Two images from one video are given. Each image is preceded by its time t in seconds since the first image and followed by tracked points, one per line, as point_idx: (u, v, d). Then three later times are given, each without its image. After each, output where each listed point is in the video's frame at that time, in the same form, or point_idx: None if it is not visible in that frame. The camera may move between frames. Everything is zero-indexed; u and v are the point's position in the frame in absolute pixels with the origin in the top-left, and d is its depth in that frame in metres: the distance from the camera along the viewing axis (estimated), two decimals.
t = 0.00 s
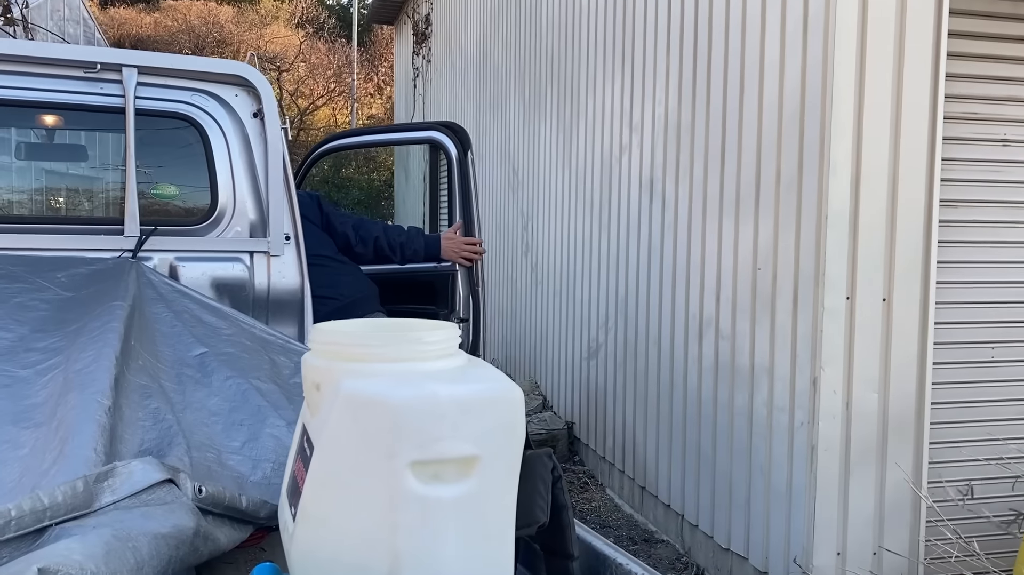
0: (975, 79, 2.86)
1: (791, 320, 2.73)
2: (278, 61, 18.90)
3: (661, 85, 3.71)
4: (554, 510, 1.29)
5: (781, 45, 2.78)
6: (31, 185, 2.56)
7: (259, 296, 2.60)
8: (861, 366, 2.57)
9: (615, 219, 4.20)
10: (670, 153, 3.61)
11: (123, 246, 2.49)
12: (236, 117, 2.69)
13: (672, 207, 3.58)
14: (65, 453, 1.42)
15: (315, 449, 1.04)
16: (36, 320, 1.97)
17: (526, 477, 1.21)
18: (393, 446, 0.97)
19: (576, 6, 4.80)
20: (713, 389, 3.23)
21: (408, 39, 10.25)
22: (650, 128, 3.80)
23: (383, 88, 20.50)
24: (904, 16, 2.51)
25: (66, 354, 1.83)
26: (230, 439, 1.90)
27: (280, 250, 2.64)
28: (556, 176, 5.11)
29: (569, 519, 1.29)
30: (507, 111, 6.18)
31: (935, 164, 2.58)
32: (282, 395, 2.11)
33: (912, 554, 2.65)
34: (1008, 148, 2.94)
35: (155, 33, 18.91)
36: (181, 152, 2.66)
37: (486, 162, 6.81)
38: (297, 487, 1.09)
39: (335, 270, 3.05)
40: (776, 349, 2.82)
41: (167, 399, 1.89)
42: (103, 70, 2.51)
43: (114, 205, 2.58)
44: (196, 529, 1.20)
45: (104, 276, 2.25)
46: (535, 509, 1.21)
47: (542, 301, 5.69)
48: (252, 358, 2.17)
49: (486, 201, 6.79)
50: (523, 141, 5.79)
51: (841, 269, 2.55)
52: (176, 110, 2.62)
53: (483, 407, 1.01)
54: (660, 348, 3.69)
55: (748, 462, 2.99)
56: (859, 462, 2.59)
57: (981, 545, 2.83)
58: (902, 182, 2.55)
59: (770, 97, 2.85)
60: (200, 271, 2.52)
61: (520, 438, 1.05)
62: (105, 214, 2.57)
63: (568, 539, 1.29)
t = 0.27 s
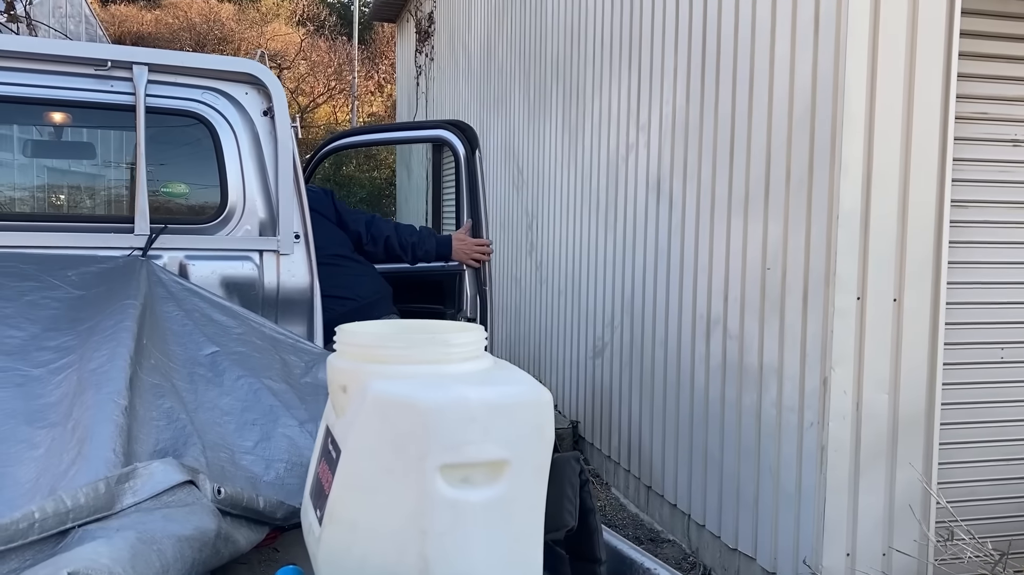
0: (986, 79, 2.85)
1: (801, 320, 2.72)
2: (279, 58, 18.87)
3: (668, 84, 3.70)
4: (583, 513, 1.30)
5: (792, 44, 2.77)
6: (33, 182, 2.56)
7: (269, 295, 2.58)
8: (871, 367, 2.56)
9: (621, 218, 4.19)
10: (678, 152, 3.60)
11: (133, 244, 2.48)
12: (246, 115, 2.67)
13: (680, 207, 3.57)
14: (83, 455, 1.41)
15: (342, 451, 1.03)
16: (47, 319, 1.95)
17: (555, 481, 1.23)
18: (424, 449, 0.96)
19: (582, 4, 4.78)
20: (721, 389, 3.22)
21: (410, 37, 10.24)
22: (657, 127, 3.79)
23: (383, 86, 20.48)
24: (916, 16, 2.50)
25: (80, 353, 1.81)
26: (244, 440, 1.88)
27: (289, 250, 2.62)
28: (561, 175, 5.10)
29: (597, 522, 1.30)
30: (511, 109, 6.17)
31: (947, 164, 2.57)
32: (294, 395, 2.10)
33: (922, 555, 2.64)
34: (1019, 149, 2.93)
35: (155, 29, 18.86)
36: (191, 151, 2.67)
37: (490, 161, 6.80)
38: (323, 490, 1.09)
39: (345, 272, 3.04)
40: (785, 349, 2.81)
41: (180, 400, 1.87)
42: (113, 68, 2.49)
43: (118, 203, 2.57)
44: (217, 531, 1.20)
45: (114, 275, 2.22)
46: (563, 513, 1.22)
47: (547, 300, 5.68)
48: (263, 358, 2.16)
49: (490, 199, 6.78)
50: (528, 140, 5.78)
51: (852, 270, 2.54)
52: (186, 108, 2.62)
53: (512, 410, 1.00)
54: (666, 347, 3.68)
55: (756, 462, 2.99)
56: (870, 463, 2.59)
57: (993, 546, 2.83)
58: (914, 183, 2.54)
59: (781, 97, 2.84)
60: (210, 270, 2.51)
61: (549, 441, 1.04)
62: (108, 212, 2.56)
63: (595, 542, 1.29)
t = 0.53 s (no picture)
0: (987, 79, 2.86)
1: (803, 319, 2.73)
2: (277, 57, 18.83)
3: (669, 83, 3.70)
4: (593, 512, 1.31)
5: (794, 44, 2.78)
6: (32, 180, 2.53)
7: (271, 294, 2.57)
8: (873, 366, 2.57)
9: (621, 217, 4.20)
10: (679, 151, 3.61)
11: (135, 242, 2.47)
12: (249, 113, 2.67)
13: (681, 206, 3.58)
14: (92, 452, 1.41)
15: (354, 449, 1.03)
16: (50, 317, 1.92)
17: (568, 480, 1.25)
18: (437, 448, 0.96)
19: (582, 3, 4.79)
20: (722, 388, 3.23)
21: (409, 36, 10.23)
22: (657, 126, 3.80)
23: (381, 85, 20.46)
24: (918, 15, 2.51)
25: (84, 351, 1.81)
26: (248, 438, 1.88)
27: (292, 248, 2.61)
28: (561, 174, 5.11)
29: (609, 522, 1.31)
30: (511, 109, 6.17)
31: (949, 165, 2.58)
32: (298, 394, 2.10)
33: (923, 554, 2.65)
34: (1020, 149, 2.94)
35: (153, 28, 18.81)
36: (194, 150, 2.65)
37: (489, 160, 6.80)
38: (333, 488, 1.10)
39: (373, 277, 3.03)
40: (787, 349, 2.82)
41: (185, 398, 1.86)
42: (116, 67, 2.49)
43: (116, 202, 2.56)
44: (226, 529, 1.20)
45: (116, 274, 2.21)
46: (576, 512, 1.24)
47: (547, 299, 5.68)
48: (267, 356, 2.15)
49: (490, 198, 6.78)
50: (528, 139, 5.78)
51: (855, 269, 2.54)
52: (188, 106, 2.62)
53: (524, 409, 1.00)
54: (667, 346, 3.69)
55: (757, 461, 2.99)
56: (871, 462, 2.59)
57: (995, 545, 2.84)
58: (915, 183, 2.55)
59: (783, 96, 2.85)
60: (212, 268, 2.49)
61: (560, 440, 1.04)
62: (104, 211, 2.54)
63: (606, 542, 1.30)
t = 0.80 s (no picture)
0: (986, 79, 2.87)
1: (803, 318, 2.74)
2: (273, 55, 18.79)
3: (668, 82, 3.70)
4: (603, 513, 1.31)
5: (794, 43, 2.78)
6: (25, 179, 2.50)
7: (271, 293, 2.56)
8: (873, 365, 2.58)
9: (620, 216, 4.20)
10: (678, 151, 3.61)
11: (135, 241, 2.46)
12: (249, 112, 2.67)
13: (680, 205, 3.58)
14: (97, 452, 1.41)
15: (363, 449, 1.04)
16: (51, 316, 1.91)
17: (576, 480, 1.25)
18: (448, 447, 0.96)
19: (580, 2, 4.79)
20: (723, 387, 3.23)
21: (406, 34, 10.22)
22: (656, 125, 3.80)
23: (377, 84, 20.45)
24: (918, 15, 2.51)
25: (85, 350, 1.79)
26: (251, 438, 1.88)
27: (292, 247, 2.60)
28: (559, 173, 5.11)
29: (617, 522, 1.30)
30: (509, 108, 6.17)
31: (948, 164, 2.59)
32: (300, 393, 2.09)
33: (923, 553, 2.66)
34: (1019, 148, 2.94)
35: (149, 26, 18.74)
36: (195, 148, 2.65)
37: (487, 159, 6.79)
38: (341, 487, 1.11)
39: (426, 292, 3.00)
40: (787, 347, 2.83)
41: (186, 398, 1.85)
42: (116, 65, 2.48)
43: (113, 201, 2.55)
44: (233, 529, 1.20)
45: (115, 274, 2.17)
46: (585, 512, 1.25)
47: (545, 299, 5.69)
48: (268, 356, 2.14)
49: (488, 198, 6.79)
50: (526, 138, 5.78)
51: (855, 268, 2.55)
52: (188, 105, 2.61)
53: (535, 408, 1.00)
54: (667, 345, 3.69)
55: (757, 460, 3.00)
56: (871, 461, 2.60)
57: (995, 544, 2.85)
58: (916, 183, 2.56)
59: (783, 96, 2.86)
60: (212, 267, 2.48)
61: (570, 439, 1.04)
62: (100, 210, 2.54)
63: (614, 541, 1.30)
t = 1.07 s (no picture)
0: (983, 81, 2.90)
1: (802, 318, 2.76)
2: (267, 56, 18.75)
3: (666, 84, 3.73)
4: (613, 510, 1.33)
5: (793, 46, 2.80)
6: (21, 180, 2.51)
7: (273, 294, 2.56)
8: (872, 365, 2.60)
9: (619, 217, 4.22)
10: (677, 152, 3.63)
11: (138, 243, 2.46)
12: (250, 113, 2.67)
13: (679, 206, 3.60)
14: (109, 453, 1.42)
15: (377, 448, 1.05)
16: (55, 318, 1.87)
17: (586, 478, 1.28)
18: (461, 447, 0.97)
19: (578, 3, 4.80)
20: (722, 387, 3.26)
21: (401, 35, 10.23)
22: (655, 127, 3.82)
23: (372, 85, 20.44)
24: (916, 19, 2.54)
25: (92, 352, 1.75)
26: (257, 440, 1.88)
27: (294, 249, 2.60)
28: (557, 174, 5.12)
29: (627, 519, 1.32)
30: (506, 109, 6.18)
31: (946, 166, 2.61)
32: (304, 394, 2.10)
33: (921, 550, 2.68)
34: (1015, 149, 2.98)
35: (142, 27, 18.66)
36: (197, 150, 2.66)
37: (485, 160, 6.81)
38: (355, 487, 1.13)
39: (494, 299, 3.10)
40: (786, 347, 2.85)
41: (191, 398, 1.83)
42: (118, 67, 2.49)
43: (108, 202, 2.55)
44: (246, 529, 1.22)
45: (118, 276, 2.14)
46: (595, 510, 1.27)
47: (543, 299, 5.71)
48: (271, 356, 2.14)
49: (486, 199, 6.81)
50: (523, 139, 5.80)
51: (854, 269, 2.57)
52: (190, 107, 2.62)
53: (547, 408, 1.02)
54: (666, 345, 3.71)
55: (756, 459, 3.02)
56: (870, 460, 2.62)
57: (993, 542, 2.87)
58: (914, 185, 2.58)
59: (782, 98, 2.88)
60: (215, 269, 2.49)
61: (582, 438, 1.06)
62: (96, 210, 2.54)
63: (624, 539, 1.32)
